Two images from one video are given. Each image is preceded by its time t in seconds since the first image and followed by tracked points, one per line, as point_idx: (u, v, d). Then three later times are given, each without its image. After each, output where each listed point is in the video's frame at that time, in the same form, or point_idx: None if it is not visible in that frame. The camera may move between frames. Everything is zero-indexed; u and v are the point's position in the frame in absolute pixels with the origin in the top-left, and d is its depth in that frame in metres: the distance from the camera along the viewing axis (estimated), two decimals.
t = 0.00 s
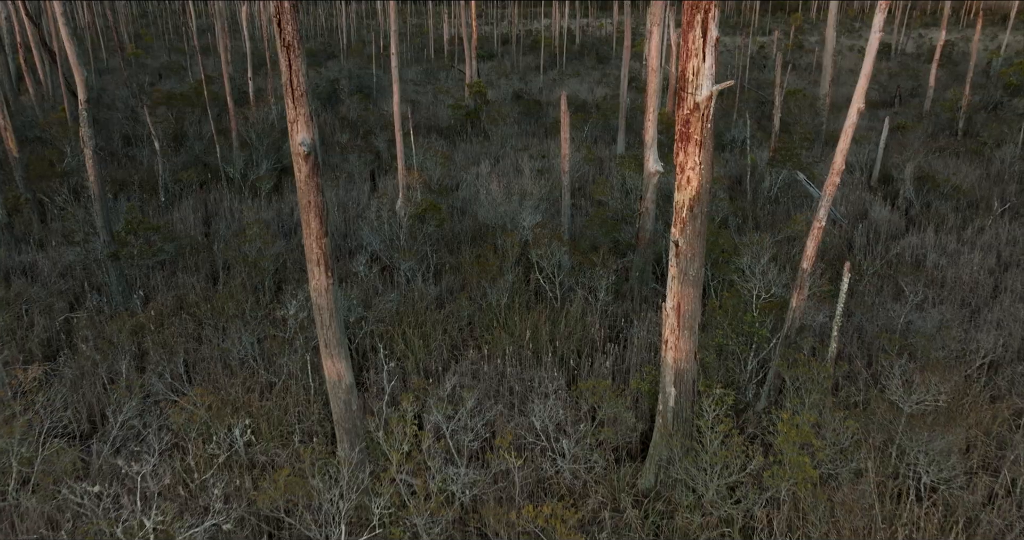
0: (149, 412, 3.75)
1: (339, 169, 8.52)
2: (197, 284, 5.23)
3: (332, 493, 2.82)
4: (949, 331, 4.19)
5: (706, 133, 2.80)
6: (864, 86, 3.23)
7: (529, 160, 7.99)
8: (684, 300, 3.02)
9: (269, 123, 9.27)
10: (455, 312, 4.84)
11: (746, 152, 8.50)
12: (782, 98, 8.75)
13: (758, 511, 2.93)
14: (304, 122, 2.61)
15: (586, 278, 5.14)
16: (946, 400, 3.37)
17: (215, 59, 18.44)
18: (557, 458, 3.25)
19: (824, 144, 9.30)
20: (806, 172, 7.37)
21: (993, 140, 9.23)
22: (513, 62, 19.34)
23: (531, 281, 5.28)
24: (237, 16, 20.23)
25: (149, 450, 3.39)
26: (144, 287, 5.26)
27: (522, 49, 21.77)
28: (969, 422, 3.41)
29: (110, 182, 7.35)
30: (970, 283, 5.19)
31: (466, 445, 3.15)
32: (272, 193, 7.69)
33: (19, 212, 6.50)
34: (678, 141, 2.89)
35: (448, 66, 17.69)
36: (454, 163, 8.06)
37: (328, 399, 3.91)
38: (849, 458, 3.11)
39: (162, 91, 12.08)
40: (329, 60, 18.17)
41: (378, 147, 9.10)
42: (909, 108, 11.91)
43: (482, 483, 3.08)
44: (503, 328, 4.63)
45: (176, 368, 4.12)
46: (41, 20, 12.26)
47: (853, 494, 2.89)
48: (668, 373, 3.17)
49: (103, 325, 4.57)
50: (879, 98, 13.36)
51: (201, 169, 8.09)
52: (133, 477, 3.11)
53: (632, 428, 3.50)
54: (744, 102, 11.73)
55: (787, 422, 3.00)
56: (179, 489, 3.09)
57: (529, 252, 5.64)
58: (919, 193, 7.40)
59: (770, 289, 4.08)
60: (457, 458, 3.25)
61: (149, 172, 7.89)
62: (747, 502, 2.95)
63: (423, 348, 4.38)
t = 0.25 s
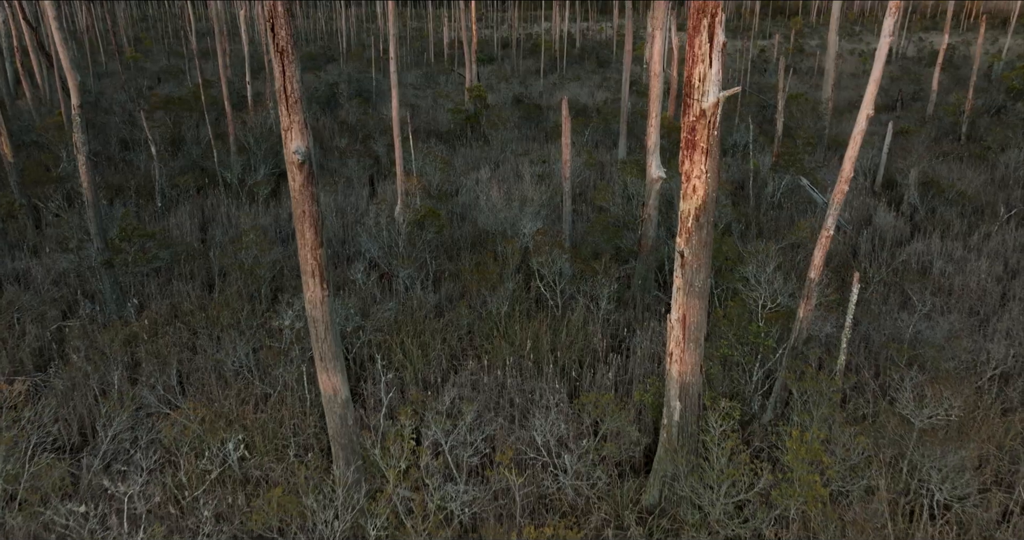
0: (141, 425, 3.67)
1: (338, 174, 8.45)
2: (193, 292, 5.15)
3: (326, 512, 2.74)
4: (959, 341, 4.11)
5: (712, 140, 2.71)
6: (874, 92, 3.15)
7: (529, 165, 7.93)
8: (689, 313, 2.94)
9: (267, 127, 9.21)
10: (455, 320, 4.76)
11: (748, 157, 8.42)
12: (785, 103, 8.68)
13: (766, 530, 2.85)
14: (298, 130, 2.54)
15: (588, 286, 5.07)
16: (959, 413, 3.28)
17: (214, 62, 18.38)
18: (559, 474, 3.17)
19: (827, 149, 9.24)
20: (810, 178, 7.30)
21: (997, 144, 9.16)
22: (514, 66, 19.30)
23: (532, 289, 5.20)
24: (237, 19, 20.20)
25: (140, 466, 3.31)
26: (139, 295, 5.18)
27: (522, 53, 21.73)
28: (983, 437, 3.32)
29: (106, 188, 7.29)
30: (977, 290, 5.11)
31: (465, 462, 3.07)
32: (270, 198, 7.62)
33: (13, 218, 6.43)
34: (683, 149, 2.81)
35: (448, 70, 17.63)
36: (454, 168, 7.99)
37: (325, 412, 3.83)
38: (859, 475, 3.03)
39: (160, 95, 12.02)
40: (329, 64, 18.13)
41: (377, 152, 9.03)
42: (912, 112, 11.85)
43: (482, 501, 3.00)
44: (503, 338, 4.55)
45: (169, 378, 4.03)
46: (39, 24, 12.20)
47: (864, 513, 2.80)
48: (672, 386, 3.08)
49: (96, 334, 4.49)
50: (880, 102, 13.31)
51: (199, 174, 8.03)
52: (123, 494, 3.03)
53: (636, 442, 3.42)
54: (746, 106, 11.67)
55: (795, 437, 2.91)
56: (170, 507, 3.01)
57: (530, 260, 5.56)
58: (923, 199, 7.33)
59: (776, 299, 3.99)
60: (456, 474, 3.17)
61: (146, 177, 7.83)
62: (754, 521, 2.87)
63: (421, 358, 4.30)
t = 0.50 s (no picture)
0: (133, 438, 3.59)
1: (336, 179, 8.38)
2: (189, 300, 5.08)
3: (321, 532, 2.65)
4: (969, 351, 4.02)
5: (719, 148, 2.63)
6: (883, 98, 3.07)
7: (529, 169, 7.86)
8: (695, 325, 2.86)
9: (265, 132, 9.14)
10: (455, 330, 4.67)
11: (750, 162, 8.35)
12: (787, 107, 8.61)
13: None
14: (291, 138, 2.45)
15: (589, 294, 4.99)
16: (972, 428, 3.19)
17: (214, 66, 18.33)
18: (561, 491, 3.08)
19: (829, 153, 9.17)
20: (813, 183, 7.23)
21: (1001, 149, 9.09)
22: (514, 70, 19.27)
23: (533, 297, 5.12)
24: (236, 23, 20.19)
25: (130, 481, 3.23)
26: (134, 303, 5.10)
27: (522, 57, 21.70)
28: (997, 451, 3.23)
29: (102, 193, 7.21)
30: (986, 298, 5.02)
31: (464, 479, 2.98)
32: (268, 204, 7.55)
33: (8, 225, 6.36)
34: (689, 158, 2.73)
35: (448, 73, 17.59)
36: (453, 173, 7.92)
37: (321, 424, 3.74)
38: (871, 492, 2.94)
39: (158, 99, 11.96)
40: (328, 68, 18.08)
41: (376, 157, 8.96)
42: (914, 117, 11.79)
43: (481, 519, 2.91)
44: (503, 348, 4.46)
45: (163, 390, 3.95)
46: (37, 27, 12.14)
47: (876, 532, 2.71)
48: (678, 401, 3.00)
49: (89, 343, 4.42)
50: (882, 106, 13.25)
51: (196, 179, 7.96)
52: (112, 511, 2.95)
53: (639, 457, 3.33)
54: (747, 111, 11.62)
55: (804, 455, 2.83)
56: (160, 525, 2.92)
57: (530, 267, 5.48)
58: (928, 204, 7.25)
59: (783, 308, 3.90)
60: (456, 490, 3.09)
61: (143, 183, 7.76)
62: None
63: (420, 369, 4.21)
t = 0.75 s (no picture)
0: (124, 451, 3.51)
1: (335, 184, 8.31)
2: (184, 308, 5.00)
3: None
4: (980, 362, 3.93)
5: (726, 156, 2.55)
6: (893, 105, 3.00)
7: (530, 175, 7.79)
8: (701, 338, 2.78)
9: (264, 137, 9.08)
10: (454, 339, 4.59)
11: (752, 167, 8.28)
12: (789, 112, 8.53)
13: None
14: (285, 146, 2.37)
15: (590, 302, 4.91)
16: (985, 443, 3.10)
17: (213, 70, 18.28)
18: (563, 508, 3.00)
19: (832, 158, 9.10)
20: (816, 188, 7.16)
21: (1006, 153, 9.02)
22: (514, 74, 19.23)
23: (534, 305, 5.03)
24: (236, 27, 20.16)
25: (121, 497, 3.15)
26: (128, 311, 5.02)
27: (522, 61, 21.68)
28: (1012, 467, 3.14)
29: (98, 199, 7.14)
30: (995, 306, 4.94)
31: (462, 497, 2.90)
32: (265, 209, 7.47)
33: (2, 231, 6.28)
34: (695, 166, 2.65)
35: (448, 77, 17.55)
36: (453, 179, 7.85)
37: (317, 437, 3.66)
38: (883, 510, 2.85)
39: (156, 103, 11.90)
40: (328, 72, 18.04)
41: (376, 162, 8.89)
42: (917, 121, 11.73)
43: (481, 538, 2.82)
44: (503, 357, 4.38)
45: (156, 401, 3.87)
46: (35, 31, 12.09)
47: None
48: (683, 415, 2.92)
49: (81, 353, 4.34)
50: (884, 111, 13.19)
51: (193, 184, 7.89)
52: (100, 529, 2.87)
53: (643, 473, 3.25)
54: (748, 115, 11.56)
55: (814, 473, 2.75)
56: None
57: (531, 274, 5.40)
58: (933, 210, 7.18)
59: (790, 319, 3.81)
60: (455, 508, 3.00)
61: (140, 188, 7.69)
62: None
63: (418, 380, 4.13)
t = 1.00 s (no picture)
0: (114, 464, 3.42)
1: (333, 189, 8.24)
2: (179, 317, 4.93)
3: None
4: (991, 372, 3.84)
5: (732, 164, 2.47)
6: (903, 110, 2.91)
7: (530, 180, 7.72)
8: (706, 351, 2.70)
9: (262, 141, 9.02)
10: (453, 348, 4.51)
11: (755, 172, 8.21)
12: (792, 116, 8.46)
13: None
14: (276, 154, 2.29)
15: (591, 311, 4.84)
16: (998, 458, 3.01)
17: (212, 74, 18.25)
18: (564, 528, 2.91)
19: (835, 163, 9.04)
20: (819, 193, 7.09)
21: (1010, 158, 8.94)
22: (514, 78, 19.19)
23: (534, 314, 4.95)
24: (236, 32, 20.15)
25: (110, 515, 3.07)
26: (122, 320, 4.95)
27: (522, 65, 21.65)
28: None
29: (94, 204, 7.07)
30: (1003, 314, 4.85)
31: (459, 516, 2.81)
32: (263, 215, 7.40)
33: None
34: (701, 174, 2.57)
35: (448, 81, 17.50)
36: (453, 184, 7.79)
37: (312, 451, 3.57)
38: (894, 529, 2.76)
39: (154, 108, 11.84)
40: (328, 76, 17.99)
41: (375, 166, 8.83)
42: (919, 125, 11.67)
43: None
44: (502, 367, 4.30)
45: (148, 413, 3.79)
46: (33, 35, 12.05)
47: None
48: (688, 430, 2.84)
49: (73, 363, 4.25)
50: (886, 115, 13.11)
51: (191, 190, 7.83)
52: None
53: (646, 488, 3.16)
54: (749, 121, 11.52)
55: (824, 492, 2.67)
56: None
57: (531, 282, 5.32)
58: (937, 215, 7.10)
59: (797, 329, 3.72)
60: (453, 525, 2.92)
61: (136, 194, 7.63)
62: None
63: (416, 391, 4.05)
